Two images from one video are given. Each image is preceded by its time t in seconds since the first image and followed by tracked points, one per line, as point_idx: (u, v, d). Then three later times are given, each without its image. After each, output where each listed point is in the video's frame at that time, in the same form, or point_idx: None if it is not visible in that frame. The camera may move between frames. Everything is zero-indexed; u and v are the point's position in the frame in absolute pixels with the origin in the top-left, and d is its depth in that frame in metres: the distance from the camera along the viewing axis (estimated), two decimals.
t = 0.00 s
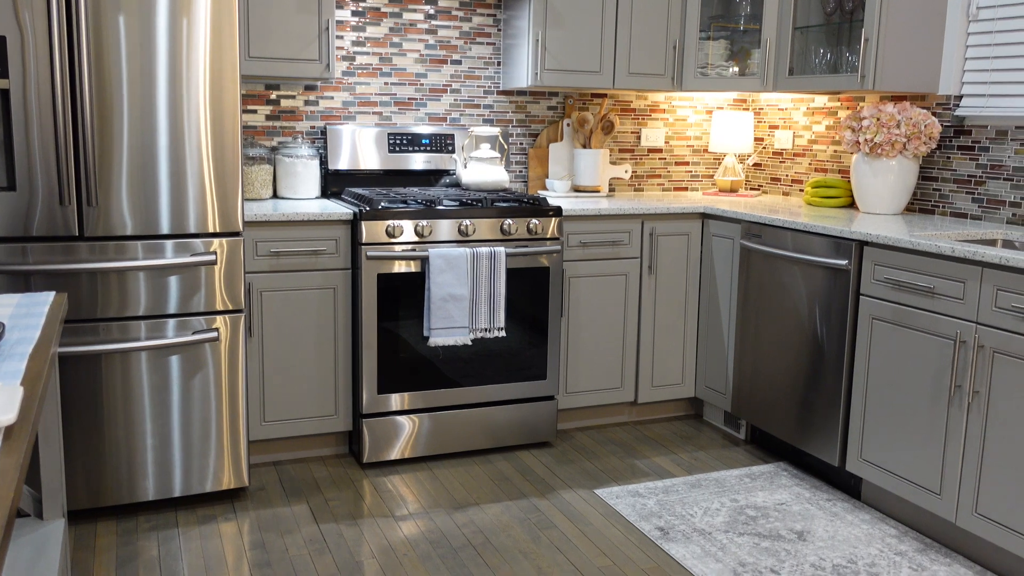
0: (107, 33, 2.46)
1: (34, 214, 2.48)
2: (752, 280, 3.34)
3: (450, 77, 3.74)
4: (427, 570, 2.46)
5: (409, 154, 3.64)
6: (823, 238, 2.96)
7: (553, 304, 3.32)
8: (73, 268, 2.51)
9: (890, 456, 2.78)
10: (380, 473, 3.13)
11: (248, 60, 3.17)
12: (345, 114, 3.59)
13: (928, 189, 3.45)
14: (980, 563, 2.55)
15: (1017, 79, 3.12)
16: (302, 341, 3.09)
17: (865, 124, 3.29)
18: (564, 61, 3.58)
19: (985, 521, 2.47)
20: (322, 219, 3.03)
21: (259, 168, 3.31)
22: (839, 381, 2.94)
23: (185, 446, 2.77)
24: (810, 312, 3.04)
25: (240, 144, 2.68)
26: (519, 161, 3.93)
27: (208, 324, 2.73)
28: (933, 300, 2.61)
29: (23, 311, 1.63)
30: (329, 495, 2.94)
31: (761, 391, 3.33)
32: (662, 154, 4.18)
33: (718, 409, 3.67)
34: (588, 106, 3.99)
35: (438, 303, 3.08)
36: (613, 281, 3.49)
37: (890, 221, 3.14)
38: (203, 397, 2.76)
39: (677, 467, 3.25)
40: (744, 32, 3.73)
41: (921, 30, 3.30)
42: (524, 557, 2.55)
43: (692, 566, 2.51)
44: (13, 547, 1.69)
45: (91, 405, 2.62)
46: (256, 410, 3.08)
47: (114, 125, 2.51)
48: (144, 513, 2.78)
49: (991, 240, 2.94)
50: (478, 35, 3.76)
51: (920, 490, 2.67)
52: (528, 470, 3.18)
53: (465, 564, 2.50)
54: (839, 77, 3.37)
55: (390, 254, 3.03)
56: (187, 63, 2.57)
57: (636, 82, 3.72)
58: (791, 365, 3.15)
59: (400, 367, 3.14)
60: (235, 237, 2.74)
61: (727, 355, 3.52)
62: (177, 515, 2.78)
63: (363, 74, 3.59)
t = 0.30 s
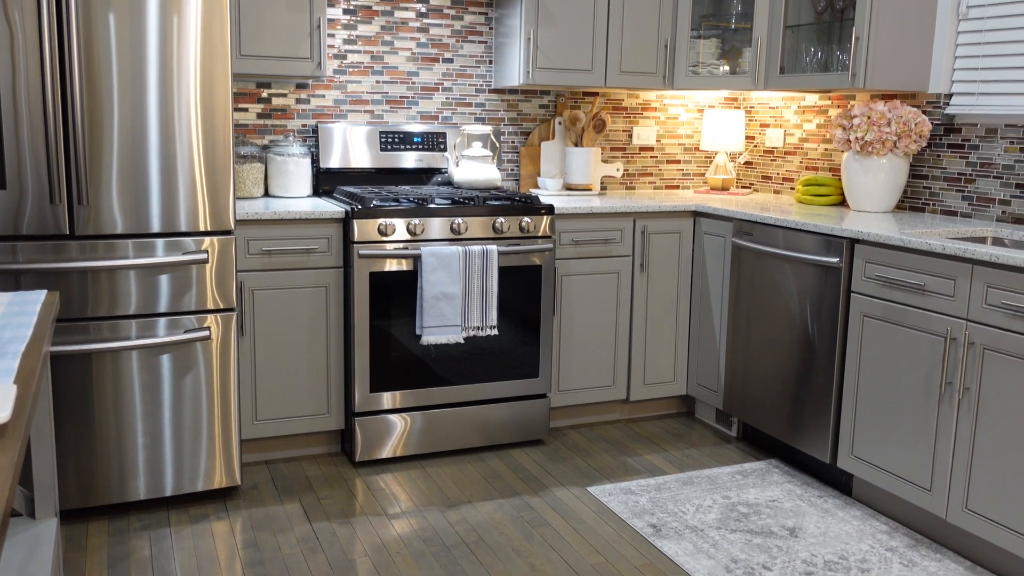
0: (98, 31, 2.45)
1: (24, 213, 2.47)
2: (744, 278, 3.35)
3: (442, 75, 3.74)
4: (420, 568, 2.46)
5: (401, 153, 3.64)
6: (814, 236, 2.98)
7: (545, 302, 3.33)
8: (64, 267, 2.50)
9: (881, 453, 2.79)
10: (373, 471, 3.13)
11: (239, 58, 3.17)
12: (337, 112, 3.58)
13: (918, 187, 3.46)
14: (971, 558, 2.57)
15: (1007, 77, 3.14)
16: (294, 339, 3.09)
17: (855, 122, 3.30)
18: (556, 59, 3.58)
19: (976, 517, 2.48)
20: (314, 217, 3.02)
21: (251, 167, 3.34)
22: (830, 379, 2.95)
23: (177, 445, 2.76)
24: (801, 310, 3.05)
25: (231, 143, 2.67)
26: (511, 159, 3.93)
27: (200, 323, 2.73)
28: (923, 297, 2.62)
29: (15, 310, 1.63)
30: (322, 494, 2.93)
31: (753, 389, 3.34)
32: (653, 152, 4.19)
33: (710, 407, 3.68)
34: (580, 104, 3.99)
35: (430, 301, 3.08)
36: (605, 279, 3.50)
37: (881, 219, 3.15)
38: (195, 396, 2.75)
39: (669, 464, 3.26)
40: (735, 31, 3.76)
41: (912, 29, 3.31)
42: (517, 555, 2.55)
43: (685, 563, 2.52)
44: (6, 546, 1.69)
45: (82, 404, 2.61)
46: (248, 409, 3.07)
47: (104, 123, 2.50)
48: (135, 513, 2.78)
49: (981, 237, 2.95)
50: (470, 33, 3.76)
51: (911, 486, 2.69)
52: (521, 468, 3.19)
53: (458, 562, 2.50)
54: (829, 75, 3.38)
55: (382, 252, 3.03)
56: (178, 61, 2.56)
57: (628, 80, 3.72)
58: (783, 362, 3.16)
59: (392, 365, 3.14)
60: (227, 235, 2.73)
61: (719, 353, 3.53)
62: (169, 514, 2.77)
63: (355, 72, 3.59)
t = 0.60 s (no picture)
0: (89, 29, 2.44)
1: (15, 211, 2.46)
2: (736, 276, 3.35)
3: (434, 74, 3.73)
4: (414, 566, 2.46)
5: (394, 151, 3.63)
6: (806, 233, 2.98)
7: (538, 300, 3.33)
8: (55, 266, 2.49)
9: (873, 450, 2.80)
10: (366, 470, 3.13)
11: (231, 57, 3.16)
12: (329, 110, 3.57)
13: (910, 185, 3.47)
14: (963, 554, 2.58)
15: (997, 75, 3.15)
16: (287, 338, 3.08)
17: (847, 120, 3.31)
18: (548, 58, 3.58)
19: (968, 513, 2.49)
20: (307, 216, 3.02)
21: (243, 165, 3.31)
22: (822, 376, 2.96)
23: (169, 444, 2.75)
24: (793, 307, 3.06)
25: (223, 142, 2.67)
26: (504, 157, 3.93)
27: (192, 322, 2.72)
28: (915, 294, 2.63)
29: (7, 308, 1.62)
30: (315, 493, 2.93)
31: (745, 386, 3.35)
32: (646, 150, 4.19)
33: (702, 404, 3.69)
34: (573, 102, 3.98)
35: (424, 300, 3.08)
36: (598, 277, 3.50)
37: (872, 217, 3.17)
38: (188, 395, 2.74)
39: (662, 461, 3.26)
40: (727, 29, 3.77)
41: (903, 27, 3.32)
42: (511, 553, 2.55)
43: (679, 560, 2.52)
44: None
45: (74, 404, 2.60)
46: (241, 408, 3.06)
47: (96, 122, 2.50)
48: (128, 512, 2.77)
49: (972, 234, 2.96)
50: (462, 32, 3.76)
51: (904, 483, 2.70)
52: (514, 466, 3.19)
53: (452, 560, 2.50)
54: (820, 73, 3.39)
55: (375, 250, 3.02)
56: (169, 59, 2.55)
57: (621, 78, 3.72)
58: (775, 359, 3.17)
59: (385, 364, 3.14)
60: (219, 234, 2.72)
61: (712, 350, 3.54)
62: (162, 514, 2.76)
63: (347, 70, 3.58)
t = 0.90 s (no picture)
0: (78, 26, 2.44)
1: (4, 209, 2.45)
2: (726, 273, 3.37)
3: (425, 71, 3.73)
4: (406, 564, 2.47)
5: (384, 149, 3.63)
6: (795, 231, 3.00)
7: (529, 298, 3.33)
8: (45, 264, 2.48)
9: (862, 446, 2.82)
10: (357, 468, 3.13)
11: (221, 54, 3.15)
12: (320, 108, 3.57)
13: (898, 182, 3.49)
14: (951, 549, 2.60)
15: (985, 73, 3.17)
16: (278, 336, 3.08)
17: (836, 118, 3.33)
18: (539, 55, 3.59)
19: (956, 508, 2.51)
20: (297, 214, 3.01)
21: (233, 164, 3.30)
22: (812, 373, 2.98)
23: (160, 442, 2.75)
24: (783, 304, 3.08)
25: (213, 140, 2.66)
26: (495, 155, 3.94)
27: (182, 320, 2.72)
28: (904, 291, 2.65)
29: None
30: (306, 491, 2.93)
31: (736, 383, 3.36)
32: (636, 148, 4.20)
33: (693, 401, 3.70)
34: (563, 100, 3.98)
35: (415, 297, 3.08)
36: (588, 274, 3.51)
37: (861, 214, 3.18)
38: (178, 393, 2.74)
39: (653, 458, 3.28)
40: (717, 27, 3.79)
41: (891, 26, 3.34)
42: (502, 549, 2.56)
43: (669, 556, 2.53)
44: None
45: (64, 402, 2.59)
46: (232, 406, 3.06)
47: (85, 120, 2.49)
48: (118, 511, 2.76)
49: (960, 231, 2.98)
50: (453, 29, 3.76)
51: (892, 479, 2.71)
52: (505, 463, 3.20)
53: (444, 557, 2.51)
54: (810, 71, 3.40)
55: (366, 248, 3.02)
56: (159, 56, 2.55)
57: (611, 76, 3.73)
58: (765, 356, 3.18)
59: (376, 362, 3.14)
60: (209, 232, 2.72)
61: (702, 347, 3.55)
62: (153, 511, 2.76)
63: (338, 68, 3.58)
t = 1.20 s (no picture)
0: (69, 25, 2.43)
1: None
2: (718, 272, 3.38)
3: (417, 70, 3.73)
4: (398, 562, 2.47)
5: (377, 148, 3.64)
6: (786, 230, 3.02)
7: (521, 296, 3.34)
8: (37, 262, 2.48)
9: (852, 444, 2.84)
10: (350, 467, 3.13)
11: (213, 53, 3.15)
12: (312, 107, 3.57)
13: (889, 181, 3.51)
14: (940, 546, 2.62)
15: (975, 73, 3.19)
16: (271, 335, 3.08)
17: (827, 117, 3.34)
18: (531, 55, 3.59)
19: (945, 505, 2.53)
20: (290, 213, 3.02)
21: (226, 162, 3.32)
22: (803, 371, 3.00)
23: (152, 441, 2.75)
24: (774, 303, 3.09)
25: (205, 138, 2.66)
26: (487, 154, 3.94)
27: (175, 319, 2.72)
28: (894, 290, 2.66)
29: None
30: (299, 489, 2.93)
31: (727, 381, 3.38)
32: (628, 147, 4.21)
33: (684, 400, 3.72)
34: (555, 99, 3.99)
35: (407, 296, 3.08)
36: (581, 273, 3.52)
37: (851, 213, 3.20)
38: (170, 392, 2.74)
39: (644, 456, 3.29)
40: (709, 26, 3.80)
41: (881, 26, 3.36)
42: (494, 548, 2.57)
43: (661, 554, 2.54)
44: None
45: (56, 401, 2.59)
46: (225, 405, 3.06)
47: (76, 119, 2.48)
48: (111, 510, 2.76)
49: (949, 231, 3.00)
50: (445, 29, 3.76)
51: (882, 476, 2.73)
52: (497, 462, 3.20)
53: (436, 555, 2.52)
54: (801, 71, 3.42)
55: (358, 247, 3.03)
56: (151, 55, 2.55)
57: (603, 76, 3.74)
58: (757, 355, 3.20)
59: (369, 361, 3.14)
60: (202, 231, 2.72)
61: (693, 346, 3.57)
62: (145, 510, 2.76)
63: (330, 67, 3.58)
